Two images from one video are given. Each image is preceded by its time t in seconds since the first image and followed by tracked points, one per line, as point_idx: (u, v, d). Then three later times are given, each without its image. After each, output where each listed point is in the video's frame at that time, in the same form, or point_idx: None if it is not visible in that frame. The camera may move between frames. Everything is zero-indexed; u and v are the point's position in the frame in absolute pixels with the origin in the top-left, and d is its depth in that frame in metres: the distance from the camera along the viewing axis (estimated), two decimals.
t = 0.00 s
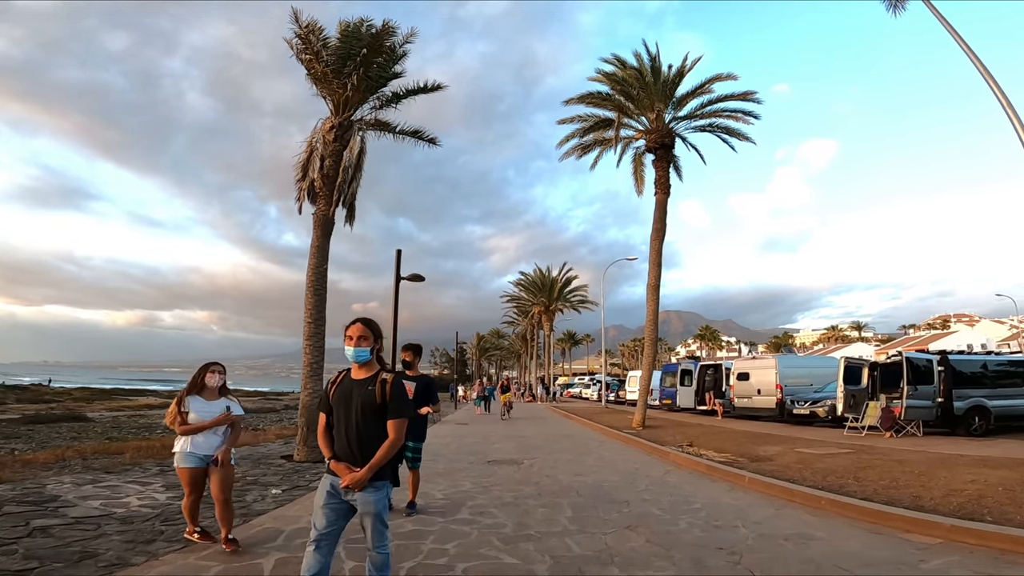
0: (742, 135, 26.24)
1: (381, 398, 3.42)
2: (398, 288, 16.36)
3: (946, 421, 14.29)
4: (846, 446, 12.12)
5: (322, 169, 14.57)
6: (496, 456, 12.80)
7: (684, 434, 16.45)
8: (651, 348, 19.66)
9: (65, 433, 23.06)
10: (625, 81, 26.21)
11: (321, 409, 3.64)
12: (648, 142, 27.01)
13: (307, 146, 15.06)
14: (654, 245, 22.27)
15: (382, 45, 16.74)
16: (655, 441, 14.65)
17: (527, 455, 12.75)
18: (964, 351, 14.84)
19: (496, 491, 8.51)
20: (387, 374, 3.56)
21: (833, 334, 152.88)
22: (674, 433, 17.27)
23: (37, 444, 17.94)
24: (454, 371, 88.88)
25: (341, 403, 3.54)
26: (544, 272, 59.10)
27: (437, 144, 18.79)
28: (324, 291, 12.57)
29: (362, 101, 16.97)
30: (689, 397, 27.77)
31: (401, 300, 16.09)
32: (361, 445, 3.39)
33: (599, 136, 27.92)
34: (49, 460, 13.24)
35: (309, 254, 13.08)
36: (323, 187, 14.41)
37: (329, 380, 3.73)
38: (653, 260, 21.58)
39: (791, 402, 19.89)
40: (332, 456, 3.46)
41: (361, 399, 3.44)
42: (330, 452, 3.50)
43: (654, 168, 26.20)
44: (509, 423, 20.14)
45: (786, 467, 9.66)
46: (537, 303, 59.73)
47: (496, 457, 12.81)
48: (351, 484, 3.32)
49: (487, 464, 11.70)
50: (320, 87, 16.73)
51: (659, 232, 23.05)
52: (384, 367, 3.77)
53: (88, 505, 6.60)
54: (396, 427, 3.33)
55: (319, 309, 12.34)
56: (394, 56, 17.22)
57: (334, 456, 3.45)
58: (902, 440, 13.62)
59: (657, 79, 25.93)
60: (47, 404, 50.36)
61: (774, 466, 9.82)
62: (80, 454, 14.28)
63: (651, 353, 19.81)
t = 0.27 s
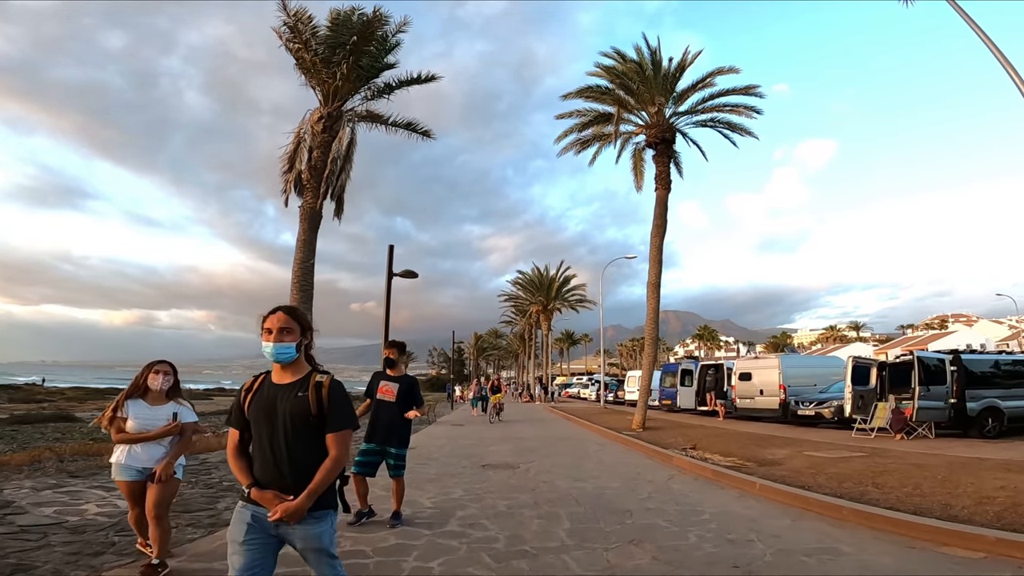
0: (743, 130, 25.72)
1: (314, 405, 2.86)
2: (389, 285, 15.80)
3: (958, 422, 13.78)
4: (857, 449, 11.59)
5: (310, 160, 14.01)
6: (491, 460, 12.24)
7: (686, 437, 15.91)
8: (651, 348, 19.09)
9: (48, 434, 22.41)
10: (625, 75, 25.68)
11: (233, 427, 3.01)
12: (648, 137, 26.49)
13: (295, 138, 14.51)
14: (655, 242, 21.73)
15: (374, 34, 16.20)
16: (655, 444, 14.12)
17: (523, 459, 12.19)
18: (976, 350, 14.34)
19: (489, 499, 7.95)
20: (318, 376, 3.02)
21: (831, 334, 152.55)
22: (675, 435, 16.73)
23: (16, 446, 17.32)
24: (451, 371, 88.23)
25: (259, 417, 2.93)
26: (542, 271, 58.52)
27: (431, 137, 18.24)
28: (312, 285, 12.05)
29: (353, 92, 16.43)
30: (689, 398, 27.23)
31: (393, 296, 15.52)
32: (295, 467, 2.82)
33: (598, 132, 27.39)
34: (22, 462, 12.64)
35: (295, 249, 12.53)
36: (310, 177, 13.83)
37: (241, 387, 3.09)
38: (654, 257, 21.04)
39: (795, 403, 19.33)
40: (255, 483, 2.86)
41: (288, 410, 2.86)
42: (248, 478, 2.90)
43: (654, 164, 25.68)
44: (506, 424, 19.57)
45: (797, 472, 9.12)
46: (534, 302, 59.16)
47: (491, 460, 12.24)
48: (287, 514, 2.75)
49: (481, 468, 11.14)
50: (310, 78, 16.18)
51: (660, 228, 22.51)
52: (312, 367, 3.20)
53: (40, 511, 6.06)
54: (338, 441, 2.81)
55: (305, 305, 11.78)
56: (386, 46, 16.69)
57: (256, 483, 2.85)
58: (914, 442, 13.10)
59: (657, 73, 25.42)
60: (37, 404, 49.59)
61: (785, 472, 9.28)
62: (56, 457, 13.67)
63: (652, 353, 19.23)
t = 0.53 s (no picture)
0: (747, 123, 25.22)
1: (199, 397, 2.29)
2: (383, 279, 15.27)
3: (976, 422, 13.27)
4: (873, 450, 11.07)
5: (300, 148, 13.47)
6: (488, 462, 11.69)
7: (691, 437, 15.37)
8: (654, 345, 18.55)
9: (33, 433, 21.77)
10: (627, 66, 25.13)
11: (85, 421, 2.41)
12: (650, 130, 25.98)
13: (285, 125, 13.98)
14: (658, 237, 21.18)
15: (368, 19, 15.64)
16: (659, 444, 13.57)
17: (522, 461, 11.65)
18: (993, 347, 13.85)
19: (486, 505, 7.42)
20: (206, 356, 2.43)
21: (831, 334, 152.18)
22: (679, 435, 16.19)
23: None
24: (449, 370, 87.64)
25: (115, 407, 2.34)
26: (541, 269, 57.97)
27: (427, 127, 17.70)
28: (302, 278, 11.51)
29: (346, 80, 15.89)
30: (691, 397, 26.69)
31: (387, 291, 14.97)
32: (167, 473, 2.25)
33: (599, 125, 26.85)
34: None
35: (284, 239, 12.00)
36: (301, 165, 13.39)
37: (95, 366, 2.48)
38: (657, 253, 20.51)
39: (802, 402, 18.82)
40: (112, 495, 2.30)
41: (162, 401, 2.27)
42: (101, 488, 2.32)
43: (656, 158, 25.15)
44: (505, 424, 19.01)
45: (814, 475, 8.60)
46: (534, 300, 58.62)
47: (489, 462, 11.70)
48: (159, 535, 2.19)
49: (478, 470, 10.60)
50: (302, 65, 15.63)
51: (663, 223, 21.97)
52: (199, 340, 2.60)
53: None
54: (232, 442, 2.30)
55: (293, 299, 11.22)
56: (380, 32, 16.15)
57: (113, 495, 2.29)
58: (929, 443, 12.58)
59: (659, 65, 24.90)
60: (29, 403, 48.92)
61: (801, 474, 8.76)
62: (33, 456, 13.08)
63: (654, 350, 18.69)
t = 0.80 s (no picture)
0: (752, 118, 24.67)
1: None
2: (377, 276, 14.72)
3: (996, 425, 12.75)
4: (893, 455, 10.53)
5: (289, 140, 12.94)
6: (486, 468, 11.12)
7: (697, 441, 14.82)
8: (657, 346, 17.98)
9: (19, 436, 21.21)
10: (629, 60, 24.56)
11: None
12: (653, 125, 25.44)
13: (274, 116, 13.46)
14: (661, 235, 20.63)
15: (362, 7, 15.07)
16: (664, 449, 13.00)
17: (522, 467, 11.09)
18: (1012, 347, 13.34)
19: (482, 517, 6.86)
20: None
21: (831, 334, 151.70)
22: (684, 438, 15.63)
23: None
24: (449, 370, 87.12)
25: None
26: (541, 269, 57.41)
27: (424, 119, 17.15)
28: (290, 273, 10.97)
29: (339, 69, 15.34)
30: (695, 399, 26.13)
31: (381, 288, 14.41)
32: None
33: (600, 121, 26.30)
34: None
35: (272, 233, 11.44)
36: (289, 157, 12.84)
37: None
38: (660, 250, 19.96)
39: (810, 404, 18.27)
40: None
41: None
42: None
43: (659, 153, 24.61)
44: (504, 427, 18.44)
45: (835, 483, 8.05)
46: (534, 300, 58.07)
47: (487, 467, 11.13)
48: None
49: (474, 477, 10.04)
50: (292, 54, 15.09)
51: (667, 219, 21.41)
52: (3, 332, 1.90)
53: None
54: (49, 481, 1.64)
55: (280, 295, 10.66)
56: (374, 21, 15.60)
57: None
58: (949, 446, 12.04)
59: (663, 58, 24.34)
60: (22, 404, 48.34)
61: (820, 482, 8.21)
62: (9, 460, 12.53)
63: (657, 351, 18.14)
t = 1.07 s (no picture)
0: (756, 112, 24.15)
1: None
2: (369, 270, 14.18)
3: (1014, 425, 12.29)
4: (909, 457, 10.05)
5: (275, 127, 12.41)
6: (482, 470, 10.60)
7: (701, 441, 14.32)
8: (659, 343, 17.48)
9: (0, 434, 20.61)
10: (630, 52, 24.03)
11: None
12: (654, 119, 24.92)
13: (259, 104, 12.94)
14: (663, 230, 20.12)
15: None
16: (667, 450, 12.47)
17: (519, 469, 10.56)
18: None
19: (475, 525, 6.35)
20: None
21: (831, 334, 151.42)
22: (687, 439, 15.13)
23: None
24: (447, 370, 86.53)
25: None
26: (540, 267, 56.90)
27: (418, 109, 16.64)
28: (274, 267, 10.53)
29: (329, 56, 14.82)
30: (696, 398, 25.65)
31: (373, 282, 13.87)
32: None
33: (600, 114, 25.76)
34: None
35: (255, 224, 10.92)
36: (275, 146, 12.28)
37: None
38: (662, 245, 19.44)
39: (816, 403, 17.78)
40: None
41: None
42: None
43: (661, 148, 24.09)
44: (501, 427, 17.93)
45: (853, 487, 7.55)
46: (532, 298, 57.54)
47: (482, 470, 10.61)
48: None
49: (469, 480, 9.51)
50: (281, 40, 14.54)
51: (668, 214, 20.91)
52: None
53: None
54: None
55: (262, 289, 10.15)
56: (366, 7, 15.09)
57: None
58: (965, 448, 11.57)
59: (664, 51, 23.83)
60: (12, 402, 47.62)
61: (838, 486, 7.71)
62: None
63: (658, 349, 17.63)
